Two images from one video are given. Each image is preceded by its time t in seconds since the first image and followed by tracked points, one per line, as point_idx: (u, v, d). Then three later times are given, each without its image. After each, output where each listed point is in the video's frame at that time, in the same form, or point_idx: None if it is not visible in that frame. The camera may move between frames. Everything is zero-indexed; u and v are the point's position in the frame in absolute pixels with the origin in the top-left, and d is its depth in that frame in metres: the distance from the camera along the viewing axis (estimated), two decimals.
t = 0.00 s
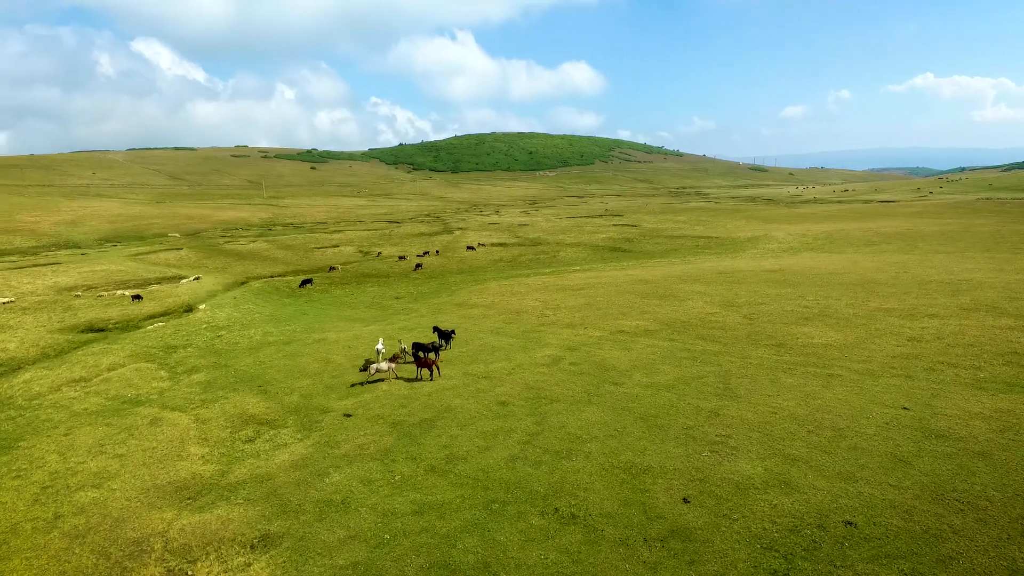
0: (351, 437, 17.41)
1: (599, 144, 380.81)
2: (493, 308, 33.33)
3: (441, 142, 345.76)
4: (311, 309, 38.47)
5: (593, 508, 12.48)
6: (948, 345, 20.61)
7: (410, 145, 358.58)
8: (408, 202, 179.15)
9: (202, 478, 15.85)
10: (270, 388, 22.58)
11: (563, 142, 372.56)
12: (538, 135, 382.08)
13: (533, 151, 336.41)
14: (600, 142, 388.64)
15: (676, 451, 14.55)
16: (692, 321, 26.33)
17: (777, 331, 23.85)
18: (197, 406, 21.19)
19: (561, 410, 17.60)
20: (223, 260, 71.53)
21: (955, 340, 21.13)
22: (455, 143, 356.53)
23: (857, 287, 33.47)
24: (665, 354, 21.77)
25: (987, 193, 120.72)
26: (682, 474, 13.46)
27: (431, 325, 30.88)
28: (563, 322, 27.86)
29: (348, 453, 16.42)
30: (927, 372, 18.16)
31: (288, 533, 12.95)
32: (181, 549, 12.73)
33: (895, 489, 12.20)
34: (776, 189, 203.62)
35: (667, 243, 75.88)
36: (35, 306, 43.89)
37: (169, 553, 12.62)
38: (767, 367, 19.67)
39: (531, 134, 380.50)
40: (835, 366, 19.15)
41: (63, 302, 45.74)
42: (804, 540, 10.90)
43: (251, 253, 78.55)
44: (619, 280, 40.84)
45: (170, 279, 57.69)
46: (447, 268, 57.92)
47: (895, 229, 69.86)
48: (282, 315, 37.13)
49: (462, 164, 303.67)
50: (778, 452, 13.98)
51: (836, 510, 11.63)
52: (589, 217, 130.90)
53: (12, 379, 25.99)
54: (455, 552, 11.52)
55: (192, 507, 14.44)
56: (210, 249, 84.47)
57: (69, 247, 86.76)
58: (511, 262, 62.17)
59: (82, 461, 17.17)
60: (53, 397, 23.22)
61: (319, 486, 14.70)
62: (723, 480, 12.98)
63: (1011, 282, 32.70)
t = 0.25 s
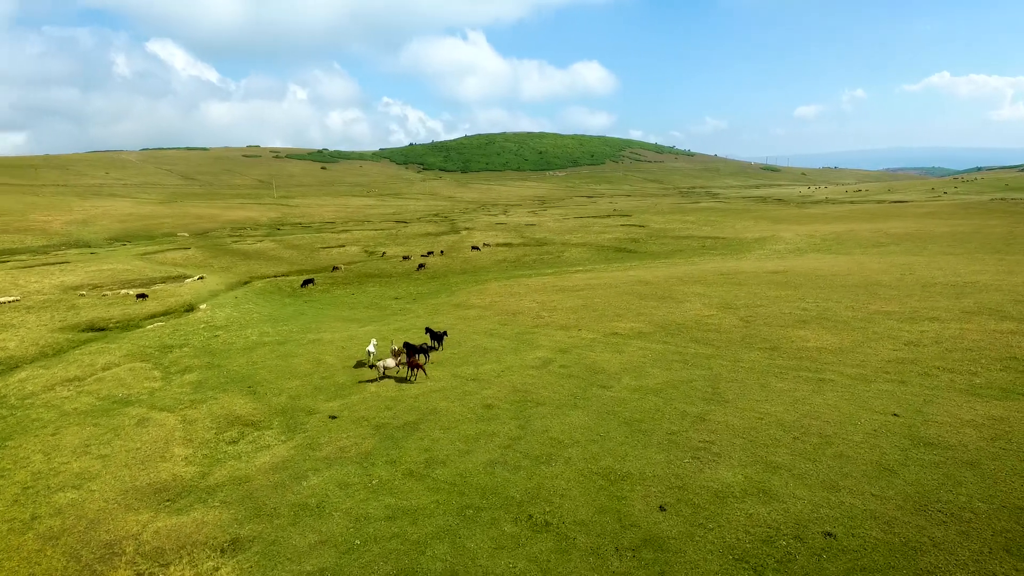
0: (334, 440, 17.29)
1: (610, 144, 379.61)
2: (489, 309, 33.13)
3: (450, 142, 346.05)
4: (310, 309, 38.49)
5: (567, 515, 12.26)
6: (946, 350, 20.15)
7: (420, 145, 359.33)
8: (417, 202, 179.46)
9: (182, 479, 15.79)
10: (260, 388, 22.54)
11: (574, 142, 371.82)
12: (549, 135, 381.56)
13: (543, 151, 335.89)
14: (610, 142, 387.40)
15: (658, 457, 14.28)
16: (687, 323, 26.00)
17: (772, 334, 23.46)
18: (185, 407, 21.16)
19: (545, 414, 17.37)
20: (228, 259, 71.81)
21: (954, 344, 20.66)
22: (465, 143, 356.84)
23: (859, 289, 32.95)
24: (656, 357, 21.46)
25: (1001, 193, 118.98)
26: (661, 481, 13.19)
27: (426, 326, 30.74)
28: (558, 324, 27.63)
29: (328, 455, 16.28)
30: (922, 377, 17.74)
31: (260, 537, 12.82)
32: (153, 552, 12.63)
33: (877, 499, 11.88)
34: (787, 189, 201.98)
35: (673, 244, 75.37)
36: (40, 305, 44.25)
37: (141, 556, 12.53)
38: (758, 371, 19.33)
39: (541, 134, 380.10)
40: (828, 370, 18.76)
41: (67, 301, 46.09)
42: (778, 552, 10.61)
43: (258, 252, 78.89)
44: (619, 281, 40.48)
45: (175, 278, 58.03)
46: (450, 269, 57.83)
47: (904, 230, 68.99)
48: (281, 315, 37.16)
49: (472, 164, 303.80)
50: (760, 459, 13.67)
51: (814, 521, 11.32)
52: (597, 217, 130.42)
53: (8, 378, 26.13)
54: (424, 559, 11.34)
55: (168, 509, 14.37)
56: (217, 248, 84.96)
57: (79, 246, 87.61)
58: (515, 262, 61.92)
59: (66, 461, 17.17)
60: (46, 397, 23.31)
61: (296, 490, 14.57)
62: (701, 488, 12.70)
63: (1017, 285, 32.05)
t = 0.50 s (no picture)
0: (322, 442, 17.20)
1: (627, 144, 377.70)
2: (492, 310, 32.95)
3: (467, 142, 346.59)
4: (315, 309, 38.60)
5: (545, 523, 12.02)
6: (951, 356, 19.57)
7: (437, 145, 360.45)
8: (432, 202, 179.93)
9: (169, 480, 15.79)
10: (256, 389, 22.56)
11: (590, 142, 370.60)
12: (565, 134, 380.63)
13: (559, 151, 335.14)
14: (627, 142, 385.41)
15: (644, 464, 13.98)
16: (688, 326, 25.59)
17: (774, 338, 22.98)
18: (181, 406, 21.24)
19: (535, 418, 17.13)
20: (241, 258, 72.46)
21: (961, 350, 20.06)
22: (481, 143, 357.27)
23: (869, 292, 32.27)
24: (653, 361, 21.12)
25: None
26: (644, 489, 12.89)
27: (427, 327, 30.63)
28: (558, 326, 27.36)
29: (315, 457, 16.19)
30: (923, 384, 17.21)
31: (238, 541, 12.75)
32: (132, 553, 12.63)
33: (865, 511, 11.47)
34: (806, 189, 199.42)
35: (685, 244, 74.66)
36: (53, 304, 44.89)
37: (119, 557, 12.52)
38: (755, 376, 18.90)
39: (557, 134, 379.36)
40: (827, 377, 18.27)
41: (80, 299, 46.71)
42: (757, 565, 10.29)
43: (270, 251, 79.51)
44: (625, 283, 40.05)
45: (187, 277, 58.59)
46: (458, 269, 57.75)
47: (922, 231, 67.62)
48: (286, 314, 37.30)
49: (488, 164, 303.97)
50: (748, 467, 13.32)
51: (797, 533, 10.96)
52: (611, 217, 129.70)
53: (13, 375, 26.45)
54: (396, 566, 11.18)
55: (152, 510, 14.36)
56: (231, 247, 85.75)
57: (97, 245, 88.97)
58: (524, 263, 61.70)
59: (59, 460, 17.28)
60: (47, 394, 23.54)
61: (278, 492, 14.49)
62: (684, 497, 12.39)
63: None
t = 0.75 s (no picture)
0: (312, 443, 17.15)
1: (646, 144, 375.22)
2: (496, 311, 32.77)
3: (485, 142, 346.93)
4: (322, 309, 38.75)
5: (523, 531, 11.80)
6: (959, 362, 18.94)
7: (455, 145, 361.35)
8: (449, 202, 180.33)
9: (159, 479, 15.84)
10: (254, 388, 22.62)
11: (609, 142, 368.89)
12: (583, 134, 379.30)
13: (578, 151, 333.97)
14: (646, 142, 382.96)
15: (631, 471, 13.69)
16: (691, 329, 25.17)
17: (777, 342, 22.46)
18: (179, 405, 21.35)
19: (525, 422, 16.90)
20: (256, 258, 73.17)
21: (969, 357, 19.42)
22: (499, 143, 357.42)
23: (882, 295, 31.50)
24: (651, 364, 20.76)
25: None
26: (628, 498, 12.61)
27: (430, 327, 30.56)
28: (559, 328, 27.10)
29: (303, 459, 16.14)
30: (927, 392, 16.66)
31: (219, 543, 12.71)
32: (113, 553, 12.64)
33: (853, 525, 11.07)
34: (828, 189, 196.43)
35: (700, 245, 73.86)
36: (69, 301, 45.63)
37: (101, 556, 12.53)
38: (754, 382, 18.46)
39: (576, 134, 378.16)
40: (828, 383, 17.78)
41: (95, 297, 47.42)
42: None
43: (285, 251, 80.22)
44: (633, 284, 39.61)
45: (202, 276, 59.27)
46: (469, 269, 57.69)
47: (944, 233, 66.06)
48: (293, 314, 37.47)
49: (505, 164, 303.92)
50: (737, 476, 12.98)
51: (781, 547, 10.61)
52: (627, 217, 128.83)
53: (22, 372, 26.86)
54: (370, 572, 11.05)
55: (138, 510, 14.38)
56: (247, 246, 86.63)
57: (118, 243, 90.48)
58: (535, 263, 61.42)
59: (54, 457, 17.44)
60: (52, 391, 23.86)
61: (263, 494, 14.44)
62: (668, 507, 12.09)
63: None
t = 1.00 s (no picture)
0: (303, 444, 17.15)
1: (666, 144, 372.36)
2: (501, 312, 32.61)
3: (504, 142, 347.01)
4: (331, 308, 38.94)
5: (501, 538, 11.61)
6: (968, 369, 18.31)
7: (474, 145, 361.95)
8: (466, 202, 180.61)
9: (150, 478, 15.94)
10: (254, 387, 22.74)
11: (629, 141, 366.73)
12: (603, 134, 377.51)
13: (597, 150, 332.35)
14: (667, 141, 379.93)
15: (617, 479, 13.43)
16: (694, 332, 24.76)
17: (781, 347, 21.97)
18: (179, 403, 21.52)
19: (516, 426, 16.71)
20: (272, 257, 73.88)
21: (979, 364, 18.79)
22: (518, 143, 357.24)
23: (895, 298, 30.73)
24: (649, 368, 20.42)
25: None
26: (610, 506, 12.36)
27: (434, 328, 30.48)
28: (562, 330, 26.85)
29: (292, 460, 16.11)
30: (932, 400, 16.10)
31: (201, 545, 12.74)
32: (96, 552, 12.70)
33: (839, 539, 10.67)
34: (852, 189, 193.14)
35: (716, 246, 72.95)
36: (85, 299, 46.40)
37: (84, 555, 12.62)
38: (753, 387, 18.06)
39: (595, 134, 376.59)
40: (828, 390, 17.31)
41: (111, 295, 48.19)
42: None
43: (301, 250, 80.88)
44: (643, 286, 39.15)
45: (217, 274, 59.97)
46: (480, 269, 57.60)
47: (968, 234, 64.48)
48: (301, 313, 37.70)
49: (524, 164, 303.62)
50: (725, 486, 12.64)
51: (762, 561, 10.28)
52: (645, 217, 127.80)
53: (32, 369, 27.33)
54: None
55: (126, 509, 14.46)
56: (264, 245, 87.53)
57: (139, 242, 92.01)
58: (547, 264, 61.11)
59: (51, 454, 17.64)
60: (58, 388, 24.21)
61: (250, 495, 14.45)
62: (650, 517, 11.80)
63: None
